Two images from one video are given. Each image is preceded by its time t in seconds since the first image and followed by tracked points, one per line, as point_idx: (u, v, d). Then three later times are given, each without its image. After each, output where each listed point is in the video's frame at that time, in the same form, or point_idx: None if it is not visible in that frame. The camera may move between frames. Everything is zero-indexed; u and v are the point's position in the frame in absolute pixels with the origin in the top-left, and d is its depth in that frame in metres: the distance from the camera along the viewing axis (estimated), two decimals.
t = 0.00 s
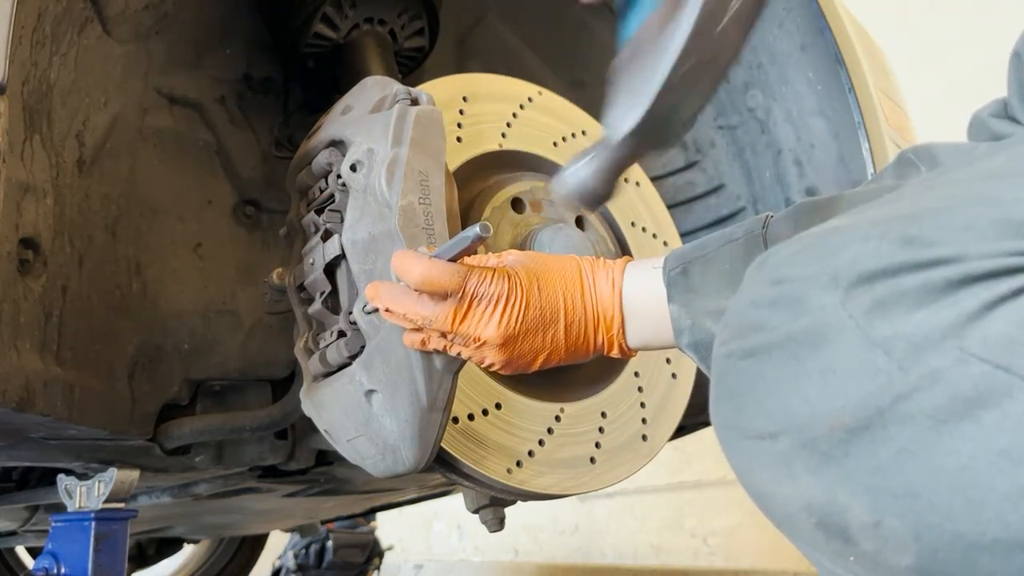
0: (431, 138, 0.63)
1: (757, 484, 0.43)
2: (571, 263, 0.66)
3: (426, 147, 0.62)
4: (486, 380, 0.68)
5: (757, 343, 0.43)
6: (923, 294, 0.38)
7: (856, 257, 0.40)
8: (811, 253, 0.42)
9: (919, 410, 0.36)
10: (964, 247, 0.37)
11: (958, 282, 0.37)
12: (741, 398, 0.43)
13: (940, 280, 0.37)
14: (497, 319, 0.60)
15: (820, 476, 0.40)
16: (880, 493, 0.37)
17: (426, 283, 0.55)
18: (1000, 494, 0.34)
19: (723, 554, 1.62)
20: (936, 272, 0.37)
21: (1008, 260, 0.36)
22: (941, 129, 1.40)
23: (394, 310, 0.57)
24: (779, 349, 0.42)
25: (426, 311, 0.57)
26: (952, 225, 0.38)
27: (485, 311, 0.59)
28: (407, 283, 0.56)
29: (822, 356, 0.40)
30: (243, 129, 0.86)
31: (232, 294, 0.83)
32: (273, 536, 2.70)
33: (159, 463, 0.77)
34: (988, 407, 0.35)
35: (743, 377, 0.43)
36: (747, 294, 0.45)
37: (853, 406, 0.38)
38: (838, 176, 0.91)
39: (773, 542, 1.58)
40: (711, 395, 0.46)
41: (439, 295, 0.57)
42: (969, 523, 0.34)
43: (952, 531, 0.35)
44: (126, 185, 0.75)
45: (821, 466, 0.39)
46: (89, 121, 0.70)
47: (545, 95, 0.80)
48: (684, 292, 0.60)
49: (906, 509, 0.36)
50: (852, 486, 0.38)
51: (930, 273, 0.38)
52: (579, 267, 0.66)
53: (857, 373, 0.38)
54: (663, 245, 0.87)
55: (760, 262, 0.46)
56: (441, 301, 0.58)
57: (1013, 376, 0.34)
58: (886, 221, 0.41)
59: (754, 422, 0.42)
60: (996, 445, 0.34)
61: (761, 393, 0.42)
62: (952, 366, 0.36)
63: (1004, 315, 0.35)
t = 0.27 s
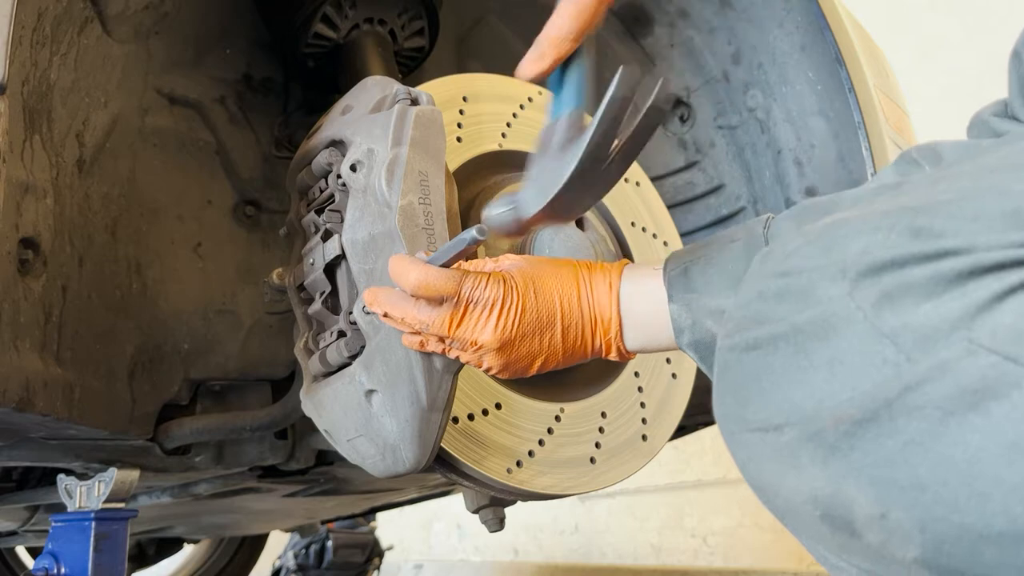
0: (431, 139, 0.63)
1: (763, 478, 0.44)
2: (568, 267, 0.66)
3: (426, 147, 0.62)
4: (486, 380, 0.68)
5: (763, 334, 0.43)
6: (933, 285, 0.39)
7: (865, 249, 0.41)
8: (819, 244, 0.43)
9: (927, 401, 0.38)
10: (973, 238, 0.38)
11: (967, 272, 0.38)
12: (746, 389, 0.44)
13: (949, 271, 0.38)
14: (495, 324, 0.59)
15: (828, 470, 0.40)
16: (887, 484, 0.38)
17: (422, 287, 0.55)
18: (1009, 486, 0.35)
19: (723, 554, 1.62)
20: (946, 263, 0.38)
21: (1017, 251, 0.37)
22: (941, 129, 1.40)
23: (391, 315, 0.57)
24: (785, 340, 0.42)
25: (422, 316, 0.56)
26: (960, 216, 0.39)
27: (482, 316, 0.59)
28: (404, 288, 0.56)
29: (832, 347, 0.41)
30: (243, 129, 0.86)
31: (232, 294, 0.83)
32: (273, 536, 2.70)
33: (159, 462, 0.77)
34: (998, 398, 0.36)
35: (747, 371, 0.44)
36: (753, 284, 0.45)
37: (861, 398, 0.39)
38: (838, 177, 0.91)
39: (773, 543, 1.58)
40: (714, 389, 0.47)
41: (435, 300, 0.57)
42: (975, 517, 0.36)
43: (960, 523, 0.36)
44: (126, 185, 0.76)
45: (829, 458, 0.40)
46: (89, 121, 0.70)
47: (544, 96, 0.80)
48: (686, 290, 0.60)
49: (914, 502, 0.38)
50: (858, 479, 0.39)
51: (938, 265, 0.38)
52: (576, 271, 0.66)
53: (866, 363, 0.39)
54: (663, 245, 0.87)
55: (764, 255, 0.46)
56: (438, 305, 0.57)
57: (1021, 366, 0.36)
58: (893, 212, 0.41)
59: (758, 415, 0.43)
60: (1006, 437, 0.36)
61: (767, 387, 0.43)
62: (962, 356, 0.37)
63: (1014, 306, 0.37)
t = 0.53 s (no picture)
0: (431, 139, 0.63)
1: (753, 487, 0.43)
2: (566, 269, 0.66)
3: (426, 147, 0.62)
4: (487, 380, 0.68)
5: (754, 349, 0.43)
6: (917, 300, 0.38)
7: (850, 265, 0.40)
8: (807, 261, 0.42)
9: (912, 415, 0.36)
10: (956, 255, 0.37)
11: (949, 289, 0.37)
12: (738, 405, 0.43)
13: (932, 287, 0.37)
14: (492, 326, 0.59)
15: (816, 483, 0.39)
16: (874, 497, 0.37)
17: (419, 288, 0.55)
18: (993, 499, 0.34)
19: (723, 554, 1.62)
20: (928, 279, 0.38)
21: (1003, 265, 0.36)
22: (941, 129, 1.40)
23: (388, 316, 0.57)
24: (775, 355, 0.42)
25: (420, 317, 0.56)
26: (944, 232, 0.38)
27: (480, 318, 0.59)
28: (402, 289, 0.56)
29: (818, 363, 0.40)
30: (242, 129, 0.86)
31: (232, 294, 0.83)
32: (273, 536, 2.70)
33: (159, 462, 0.77)
34: (982, 412, 0.35)
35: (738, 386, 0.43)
36: (744, 300, 0.45)
37: (847, 412, 0.38)
38: (838, 177, 0.91)
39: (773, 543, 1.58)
40: (708, 403, 0.46)
41: (433, 301, 0.57)
42: (960, 524, 0.34)
43: (946, 535, 0.35)
44: (126, 185, 0.76)
45: (818, 471, 0.39)
46: (89, 121, 0.70)
47: (545, 95, 0.80)
48: (682, 298, 0.60)
49: (901, 514, 0.36)
50: (846, 493, 0.38)
51: (922, 280, 0.38)
52: (573, 273, 0.66)
53: (852, 379, 0.38)
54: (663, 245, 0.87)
55: (757, 270, 0.46)
56: (435, 307, 0.57)
57: (1004, 381, 0.34)
58: (880, 231, 0.41)
59: (751, 428, 0.42)
60: (989, 448, 0.34)
61: (758, 402, 0.42)
62: (945, 371, 0.36)
63: (996, 320, 0.36)
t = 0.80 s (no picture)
0: (431, 139, 0.63)
1: (756, 492, 0.44)
2: (567, 267, 0.66)
3: (426, 147, 0.62)
4: (487, 380, 0.68)
5: (757, 355, 0.43)
6: (919, 308, 0.37)
7: (853, 271, 0.40)
8: (809, 267, 0.42)
9: (915, 423, 0.36)
10: (959, 261, 0.37)
11: (953, 296, 0.37)
12: (742, 409, 0.43)
13: (936, 295, 0.37)
14: (495, 323, 0.59)
15: (821, 488, 0.39)
16: (878, 505, 0.37)
17: (421, 287, 0.55)
18: (997, 507, 0.34)
19: (723, 554, 1.62)
20: (932, 286, 0.37)
21: (1005, 273, 0.35)
22: (941, 129, 1.40)
23: (391, 316, 0.57)
24: (778, 361, 0.42)
25: (423, 316, 0.56)
26: (948, 237, 0.38)
27: (482, 316, 0.59)
28: (404, 289, 0.56)
29: (821, 369, 0.40)
30: (242, 129, 0.86)
31: (232, 294, 0.83)
32: (273, 536, 2.70)
33: (159, 462, 0.77)
34: (984, 420, 0.34)
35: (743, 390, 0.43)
36: (747, 305, 0.45)
37: (849, 419, 0.38)
38: (838, 177, 0.91)
39: (772, 543, 1.58)
40: (710, 406, 0.47)
41: (435, 300, 0.57)
42: (965, 532, 0.34)
43: (950, 542, 0.35)
44: (126, 185, 0.76)
45: (821, 477, 0.39)
46: (89, 121, 0.70)
47: (545, 95, 0.80)
48: (684, 299, 0.61)
49: (904, 521, 0.36)
50: (849, 499, 0.38)
51: (925, 287, 0.37)
52: (575, 271, 0.66)
53: (854, 387, 0.38)
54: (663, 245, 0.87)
55: (761, 274, 0.46)
56: (438, 305, 0.57)
57: (1006, 390, 0.34)
58: (884, 233, 0.40)
59: (753, 434, 0.42)
60: (992, 458, 0.34)
61: (760, 404, 0.42)
62: (947, 379, 0.36)
63: (999, 329, 0.35)
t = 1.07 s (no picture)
0: (432, 139, 0.63)
1: (755, 494, 0.44)
2: (567, 267, 0.66)
3: (426, 147, 0.62)
4: (486, 380, 0.68)
5: (755, 356, 0.43)
6: (917, 311, 0.37)
7: (852, 274, 0.40)
8: (808, 268, 0.42)
9: (913, 425, 0.36)
10: (958, 263, 0.37)
11: (952, 297, 0.36)
12: (741, 411, 0.43)
13: (934, 296, 0.37)
14: (495, 322, 0.59)
15: (819, 490, 0.39)
16: (877, 506, 0.37)
17: (421, 286, 0.55)
18: (997, 509, 0.34)
19: (723, 554, 1.62)
20: (930, 288, 0.37)
21: (1002, 275, 0.35)
22: (941, 129, 1.40)
23: (391, 315, 0.57)
24: (777, 363, 0.42)
25: (423, 315, 0.56)
26: (947, 239, 0.38)
27: (482, 315, 0.59)
28: (403, 288, 0.56)
29: (819, 371, 0.40)
30: (242, 129, 0.86)
31: (232, 294, 0.83)
32: (273, 536, 2.70)
33: (158, 462, 0.77)
34: (983, 422, 0.34)
35: (739, 395, 0.44)
36: (746, 305, 0.45)
37: (849, 421, 0.38)
38: (838, 177, 0.91)
39: (772, 543, 1.58)
40: (709, 407, 0.47)
41: (435, 299, 0.57)
42: (965, 534, 0.34)
43: (949, 544, 0.35)
44: (126, 185, 0.76)
45: (820, 479, 0.39)
46: (88, 121, 0.70)
47: (545, 95, 0.80)
48: (682, 299, 0.61)
49: (903, 524, 0.36)
50: (849, 501, 0.38)
51: (924, 289, 0.37)
52: (575, 271, 0.66)
53: (852, 390, 0.38)
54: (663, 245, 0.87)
55: (759, 275, 0.46)
56: (437, 305, 0.57)
57: (1005, 392, 0.34)
58: (883, 235, 0.40)
59: (751, 436, 0.43)
60: (991, 459, 0.34)
61: (760, 404, 0.42)
62: (946, 381, 0.35)
63: (998, 330, 0.35)
